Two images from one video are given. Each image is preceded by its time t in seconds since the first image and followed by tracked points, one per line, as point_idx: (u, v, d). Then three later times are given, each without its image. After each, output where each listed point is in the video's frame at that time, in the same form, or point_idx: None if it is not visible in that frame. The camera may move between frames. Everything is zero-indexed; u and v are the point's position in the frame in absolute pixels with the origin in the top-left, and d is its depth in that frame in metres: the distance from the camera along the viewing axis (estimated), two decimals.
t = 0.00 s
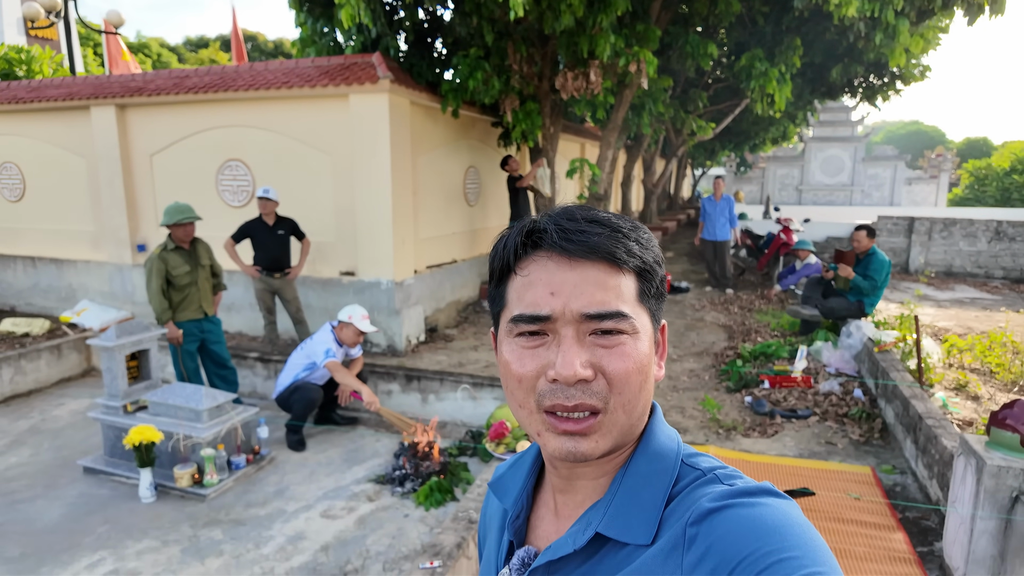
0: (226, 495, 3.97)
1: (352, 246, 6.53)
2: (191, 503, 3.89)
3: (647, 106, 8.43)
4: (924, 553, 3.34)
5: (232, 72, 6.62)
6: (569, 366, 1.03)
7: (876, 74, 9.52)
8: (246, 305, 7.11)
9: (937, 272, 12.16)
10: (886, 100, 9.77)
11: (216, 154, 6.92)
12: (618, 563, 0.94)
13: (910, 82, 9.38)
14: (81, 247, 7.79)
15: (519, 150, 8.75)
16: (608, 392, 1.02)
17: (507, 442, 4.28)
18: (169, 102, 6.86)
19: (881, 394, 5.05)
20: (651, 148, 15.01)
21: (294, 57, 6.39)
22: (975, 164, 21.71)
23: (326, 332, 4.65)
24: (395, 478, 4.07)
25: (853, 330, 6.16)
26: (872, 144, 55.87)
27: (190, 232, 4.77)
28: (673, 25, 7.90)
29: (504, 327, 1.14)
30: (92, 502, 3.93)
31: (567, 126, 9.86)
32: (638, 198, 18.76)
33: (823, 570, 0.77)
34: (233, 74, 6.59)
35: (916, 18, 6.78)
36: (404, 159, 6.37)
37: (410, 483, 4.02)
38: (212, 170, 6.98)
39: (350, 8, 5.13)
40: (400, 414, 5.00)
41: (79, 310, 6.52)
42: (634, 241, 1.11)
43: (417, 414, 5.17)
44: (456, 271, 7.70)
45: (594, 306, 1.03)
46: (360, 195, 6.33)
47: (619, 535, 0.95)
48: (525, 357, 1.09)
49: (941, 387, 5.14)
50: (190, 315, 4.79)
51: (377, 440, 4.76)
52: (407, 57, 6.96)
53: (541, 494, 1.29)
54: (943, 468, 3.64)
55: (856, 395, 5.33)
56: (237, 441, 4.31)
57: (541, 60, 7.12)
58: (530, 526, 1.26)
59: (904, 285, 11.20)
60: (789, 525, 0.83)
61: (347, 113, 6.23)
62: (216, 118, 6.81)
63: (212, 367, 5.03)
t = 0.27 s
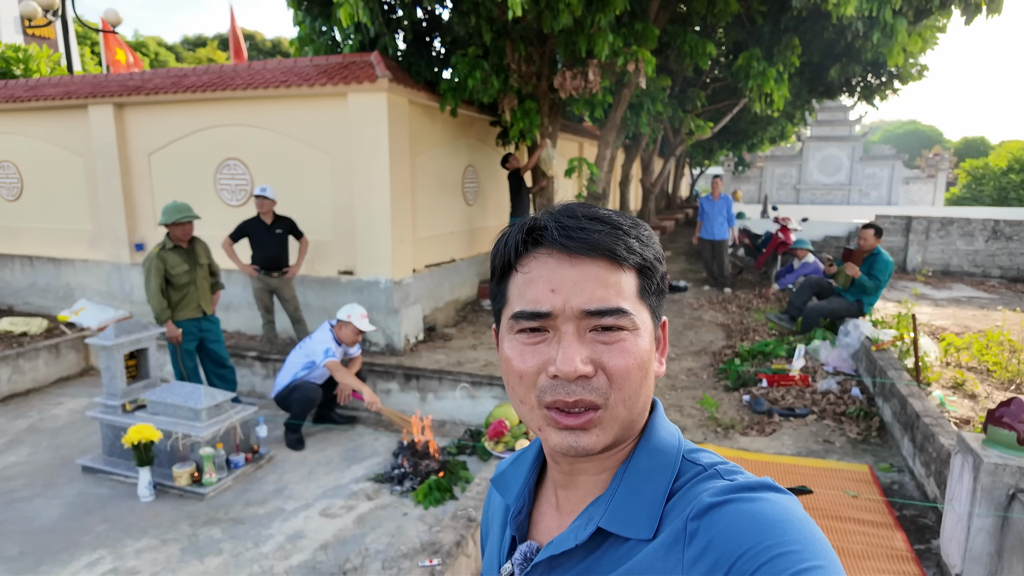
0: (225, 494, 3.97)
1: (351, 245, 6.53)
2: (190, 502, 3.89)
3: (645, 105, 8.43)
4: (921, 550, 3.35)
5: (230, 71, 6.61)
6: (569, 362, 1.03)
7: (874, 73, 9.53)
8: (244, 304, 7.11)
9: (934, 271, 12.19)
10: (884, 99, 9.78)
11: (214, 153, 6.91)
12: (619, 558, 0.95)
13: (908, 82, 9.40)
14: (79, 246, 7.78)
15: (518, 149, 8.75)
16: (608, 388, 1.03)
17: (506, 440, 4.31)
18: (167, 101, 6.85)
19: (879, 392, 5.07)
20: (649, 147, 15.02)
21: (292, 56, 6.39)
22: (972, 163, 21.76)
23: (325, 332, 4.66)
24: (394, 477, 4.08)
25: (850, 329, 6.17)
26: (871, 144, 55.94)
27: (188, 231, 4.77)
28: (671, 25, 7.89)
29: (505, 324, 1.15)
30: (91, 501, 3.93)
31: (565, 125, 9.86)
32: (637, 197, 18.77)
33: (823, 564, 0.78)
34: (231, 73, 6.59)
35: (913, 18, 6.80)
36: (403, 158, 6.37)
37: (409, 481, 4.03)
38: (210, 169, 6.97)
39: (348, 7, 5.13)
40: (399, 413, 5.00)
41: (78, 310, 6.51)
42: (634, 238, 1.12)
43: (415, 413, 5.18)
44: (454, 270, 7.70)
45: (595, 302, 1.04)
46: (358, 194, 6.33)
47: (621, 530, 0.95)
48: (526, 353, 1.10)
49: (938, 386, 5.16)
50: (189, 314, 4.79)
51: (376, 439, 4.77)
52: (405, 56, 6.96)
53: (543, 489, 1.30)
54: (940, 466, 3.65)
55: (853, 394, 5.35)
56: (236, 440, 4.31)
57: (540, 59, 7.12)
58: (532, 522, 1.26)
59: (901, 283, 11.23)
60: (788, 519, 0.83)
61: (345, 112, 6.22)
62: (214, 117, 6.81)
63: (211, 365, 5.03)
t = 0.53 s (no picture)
0: (226, 494, 3.97)
1: (351, 245, 6.53)
2: (190, 501, 3.89)
3: (645, 105, 8.42)
4: (921, 549, 3.35)
5: (230, 70, 6.61)
6: (574, 358, 1.04)
7: (874, 73, 9.53)
8: (244, 304, 7.11)
9: (934, 271, 12.19)
10: (884, 99, 9.78)
11: (215, 153, 6.91)
12: (624, 554, 0.95)
13: (908, 81, 9.40)
14: (79, 246, 7.78)
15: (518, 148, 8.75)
16: (613, 385, 1.03)
17: (507, 440, 4.32)
18: (167, 101, 6.85)
19: (879, 392, 5.07)
20: (648, 147, 15.03)
21: (292, 55, 6.38)
22: (972, 163, 21.76)
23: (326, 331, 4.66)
24: (394, 477, 4.08)
25: (851, 329, 6.16)
26: (870, 144, 55.95)
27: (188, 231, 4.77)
28: (671, 24, 7.89)
29: (510, 321, 1.15)
30: (91, 500, 3.93)
31: (565, 125, 9.86)
32: (636, 197, 18.77)
33: (827, 560, 0.78)
34: (231, 73, 6.58)
35: (913, 18, 6.80)
36: (403, 158, 6.36)
37: (409, 481, 4.03)
38: (210, 169, 6.97)
39: (348, 7, 5.13)
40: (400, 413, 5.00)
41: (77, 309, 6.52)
42: (639, 235, 1.11)
43: (416, 413, 5.18)
44: (454, 270, 7.70)
45: (600, 300, 1.04)
46: (358, 194, 6.33)
47: (626, 526, 0.96)
48: (531, 350, 1.10)
49: (938, 385, 5.16)
50: (189, 313, 4.79)
51: (376, 438, 4.77)
52: (405, 56, 6.96)
53: (549, 486, 1.30)
54: (940, 465, 3.66)
55: (853, 394, 5.35)
56: (236, 439, 4.31)
57: (540, 58, 7.12)
58: (537, 519, 1.27)
59: (901, 283, 11.22)
60: (793, 516, 0.83)
61: (345, 112, 6.22)
62: (215, 117, 6.81)
63: (211, 365, 5.03)
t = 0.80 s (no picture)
0: (225, 493, 3.97)
1: (351, 245, 6.53)
2: (190, 501, 3.89)
3: (645, 105, 8.41)
4: (921, 549, 3.34)
5: (229, 70, 6.61)
6: (574, 357, 1.04)
7: (874, 73, 9.53)
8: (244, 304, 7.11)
9: (934, 271, 12.18)
10: (884, 98, 9.78)
11: (214, 153, 6.91)
12: (624, 553, 0.95)
13: (908, 81, 9.40)
14: (79, 246, 7.77)
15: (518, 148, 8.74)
16: (613, 383, 1.03)
17: (507, 440, 4.32)
18: (167, 101, 6.85)
19: (879, 392, 5.07)
20: (648, 147, 15.03)
21: (292, 55, 6.38)
22: (973, 163, 21.75)
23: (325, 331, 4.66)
24: (394, 476, 4.08)
25: (851, 328, 6.16)
26: (870, 143, 55.94)
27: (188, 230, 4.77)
28: (671, 24, 7.89)
29: (510, 319, 1.15)
30: (90, 500, 3.93)
31: (565, 125, 9.86)
32: (636, 197, 18.77)
33: (827, 561, 0.78)
34: (231, 73, 6.58)
35: (913, 17, 6.79)
36: (403, 158, 6.36)
37: (409, 481, 4.02)
38: (210, 169, 6.96)
39: (348, 7, 5.13)
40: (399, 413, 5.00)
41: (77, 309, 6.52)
42: (640, 233, 1.11)
43: (415, 413, 5.18)
44: (454, 270, 7.69)
45: (600, 298, 1.04)
46: (358, 194, 6.32)
47: (627, 525, 0.95)
48: (531, 348, 1.10)
49: (938, 385, 5.16)
50: (189, 313, 4.79)
51: (376, 438, 4.77)
52: (404, 56, 6.96)
53: (549, 485, 1.30)
54: (940, 464, 3.66)
55: (854, 393, 5.34)
56: (236, 439, 4.31)
57: (539, 58, 7.11)
58: (538, 518, 1.26)
59: (902, 283, 11.22)
60: (794, 516, 0.83)
61: (345, 112, 6.22)
62: (214, 116, 6.81)
63: (211, 365, 5.03)
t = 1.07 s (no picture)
0: (226, 492, 3.98)
1: (351, 244, 6.53)
2: (190, 500, 3.90)
3: (645, 104, 8.41)
4: (920, 547, 3.35)
5: (230, 70, 6.61)
6: (575, 351, 1.04)
7: (873, 72, 9.54)
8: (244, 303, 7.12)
9: (934, 270, 12.19)
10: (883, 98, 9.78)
11: (214, 152, 6.91)
12: (624, 546, 0.95)
13: (907, 81, 9.41)
14: (79, 245, 7.78)
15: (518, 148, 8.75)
16: (614, 378, 1.04)
17: (506, 438, 4.32)
18: (167, 100, 6.85)
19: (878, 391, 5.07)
20: (648, 147, 15.04)
21: (292, 55, 6.39)
22: (972, 163, 21.76)
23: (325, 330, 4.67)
24: (393, 475, 4.09)
25: (850, 328, 6.16)
26: (870, 143, 55.94)
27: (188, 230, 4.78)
28: (671, 24, 7.90)
29: (512, 314, 1.16)
30: (91, 499, 3.94)
31: (565, 124, 9.87)
32: (636, 197, 18.77)
33: (824, 554, 0.79)
34: (231, 72, 6.59)
35: (913, 17, 6.80)
36: (402, 157, 6.37)
37: (409, 480, 4.03)
38: (210, 168, 6.97)
39: (349, 7, 5.14)
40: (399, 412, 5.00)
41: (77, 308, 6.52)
42: (641, 229, 1.12)
43: (415, 412, 5.18)
44: (453, 269, 7.69)
45: (601, 293, 1.05)
46: (358, 193, 6.33)
47: (626, 519, 0.96)
48: (532, 342, 1.10)
49: (938, 384, 5.17)
50: (189, 312, 4.80)
51: (376, 437, 4.78)
52: (404, 55, 6.97)
53: (550, 479, 1.30)
54: (939, 463, 3.66)
55: (853, 392, 5.35)
56: (236, 438, 4.32)
57: (539, 58, 7.12)
58: (539, 511, 1.27)
59: (902, 283, 11.22)
60: (791, 510, 0.84)
61: (345, 111, 6.22)
62: (215, 116, 6.81)
63: (211, 364, 5.04)
